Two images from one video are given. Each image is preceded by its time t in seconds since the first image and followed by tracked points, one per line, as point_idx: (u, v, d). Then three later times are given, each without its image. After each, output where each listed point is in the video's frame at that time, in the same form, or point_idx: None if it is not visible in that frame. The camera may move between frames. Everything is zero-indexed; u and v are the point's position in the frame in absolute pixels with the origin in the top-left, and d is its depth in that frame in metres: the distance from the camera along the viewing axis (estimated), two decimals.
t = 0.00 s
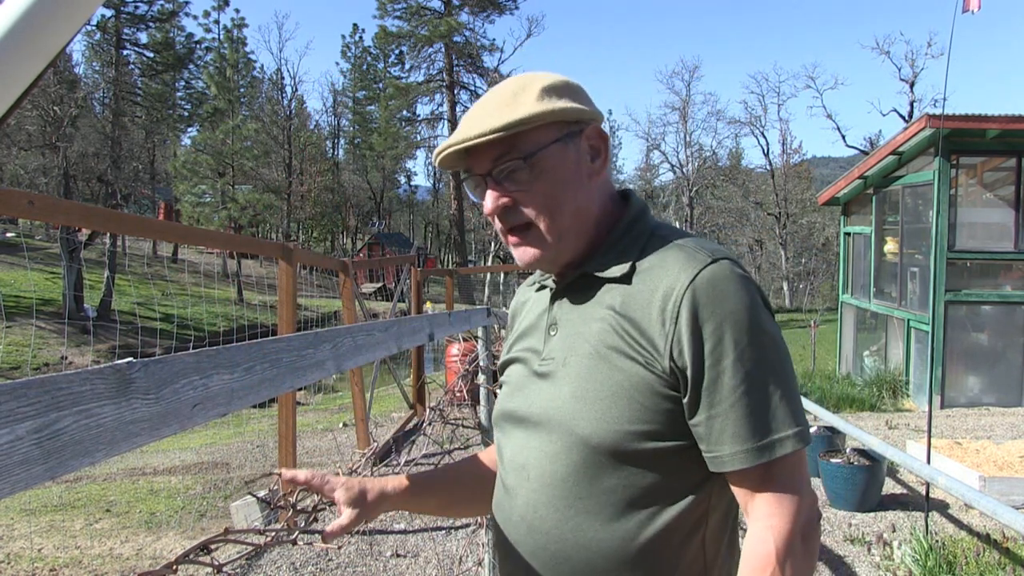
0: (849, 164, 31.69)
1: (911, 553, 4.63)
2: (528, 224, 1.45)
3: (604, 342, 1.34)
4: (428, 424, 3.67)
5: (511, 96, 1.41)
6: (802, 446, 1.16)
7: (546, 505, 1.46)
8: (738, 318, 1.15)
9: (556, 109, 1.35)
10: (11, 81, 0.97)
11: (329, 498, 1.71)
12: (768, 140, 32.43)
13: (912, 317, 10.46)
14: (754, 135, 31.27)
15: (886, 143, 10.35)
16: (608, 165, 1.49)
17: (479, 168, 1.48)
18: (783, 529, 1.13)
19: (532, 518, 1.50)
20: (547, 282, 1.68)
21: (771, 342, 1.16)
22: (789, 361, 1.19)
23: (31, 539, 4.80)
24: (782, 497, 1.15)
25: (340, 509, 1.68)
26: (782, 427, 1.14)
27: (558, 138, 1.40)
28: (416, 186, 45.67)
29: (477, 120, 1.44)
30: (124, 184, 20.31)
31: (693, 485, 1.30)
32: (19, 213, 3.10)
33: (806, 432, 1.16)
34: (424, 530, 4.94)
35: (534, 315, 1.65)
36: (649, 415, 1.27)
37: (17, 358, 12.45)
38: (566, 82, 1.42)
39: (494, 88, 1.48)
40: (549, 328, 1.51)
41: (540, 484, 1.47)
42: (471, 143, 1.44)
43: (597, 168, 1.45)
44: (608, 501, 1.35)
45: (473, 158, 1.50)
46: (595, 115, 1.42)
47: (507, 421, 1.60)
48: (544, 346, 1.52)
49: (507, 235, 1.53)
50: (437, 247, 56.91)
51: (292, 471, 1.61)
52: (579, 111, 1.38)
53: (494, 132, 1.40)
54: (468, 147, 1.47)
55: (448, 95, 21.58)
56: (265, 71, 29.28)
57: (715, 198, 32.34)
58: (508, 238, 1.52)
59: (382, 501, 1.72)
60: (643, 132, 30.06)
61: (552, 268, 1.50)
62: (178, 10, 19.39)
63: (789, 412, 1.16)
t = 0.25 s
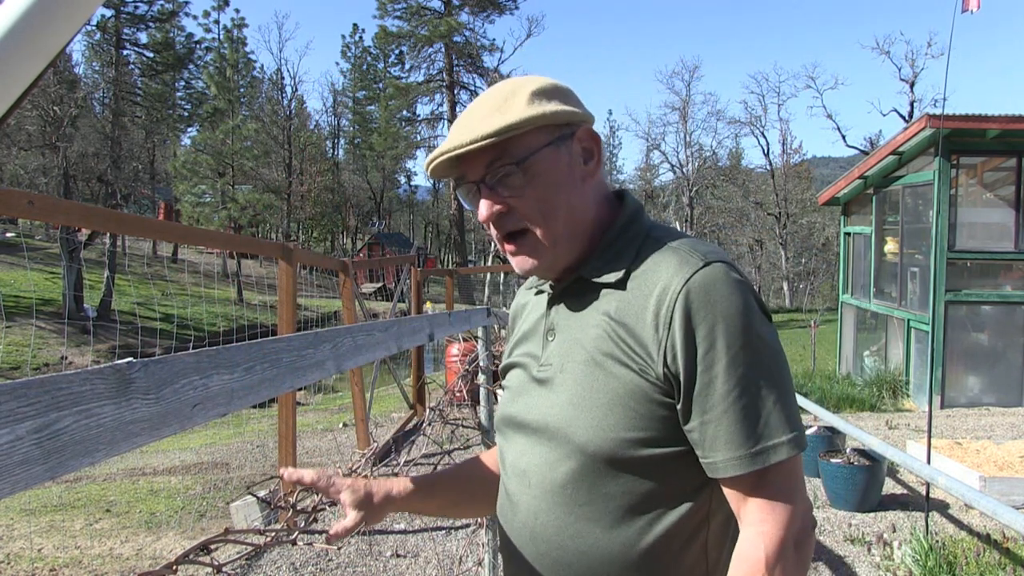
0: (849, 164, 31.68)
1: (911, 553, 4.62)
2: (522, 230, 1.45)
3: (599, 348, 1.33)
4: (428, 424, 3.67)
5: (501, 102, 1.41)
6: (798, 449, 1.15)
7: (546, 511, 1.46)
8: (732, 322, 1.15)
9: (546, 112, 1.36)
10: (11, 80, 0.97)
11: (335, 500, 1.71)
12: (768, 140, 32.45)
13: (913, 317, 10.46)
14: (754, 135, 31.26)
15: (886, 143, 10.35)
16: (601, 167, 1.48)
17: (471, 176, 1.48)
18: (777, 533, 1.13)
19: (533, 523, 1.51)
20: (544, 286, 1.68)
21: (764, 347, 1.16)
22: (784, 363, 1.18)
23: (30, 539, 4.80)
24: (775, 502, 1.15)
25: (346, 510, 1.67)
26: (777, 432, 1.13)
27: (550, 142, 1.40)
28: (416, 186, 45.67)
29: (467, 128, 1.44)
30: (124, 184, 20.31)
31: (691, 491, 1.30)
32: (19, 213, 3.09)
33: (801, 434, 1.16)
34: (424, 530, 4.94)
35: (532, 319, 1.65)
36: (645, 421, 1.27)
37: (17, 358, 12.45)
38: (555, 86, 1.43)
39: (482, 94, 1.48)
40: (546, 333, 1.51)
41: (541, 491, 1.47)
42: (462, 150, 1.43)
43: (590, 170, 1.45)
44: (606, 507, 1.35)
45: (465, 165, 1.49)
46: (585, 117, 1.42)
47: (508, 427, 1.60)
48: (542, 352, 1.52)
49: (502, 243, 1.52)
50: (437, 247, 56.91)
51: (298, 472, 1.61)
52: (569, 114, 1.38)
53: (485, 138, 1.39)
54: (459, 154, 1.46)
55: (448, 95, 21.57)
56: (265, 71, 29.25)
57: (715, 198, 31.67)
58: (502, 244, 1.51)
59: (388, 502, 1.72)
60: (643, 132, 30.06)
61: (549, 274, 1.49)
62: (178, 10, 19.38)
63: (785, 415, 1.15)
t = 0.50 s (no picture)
0: (849, 164, 31.69)
1: (911, 553, 4.62)
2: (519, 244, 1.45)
3: (606, 354, 1.33)
4: (428, 424, 3.67)
5: (492, 114, 1.39)
6: (803, 455, 1.15)
7: (556, 515, 1.46)
8: (740, 328, 1.14)
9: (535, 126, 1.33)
10: (11, 80, 0.97)
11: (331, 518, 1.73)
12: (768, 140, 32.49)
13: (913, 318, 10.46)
14: (754, 135, 31.27)
15: (886, 143, 10.35)
16: (599, 173, 1.46)
17: (467, 190, 1.47)
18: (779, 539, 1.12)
19: (542, 527, 1.51)
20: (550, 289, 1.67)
21: (770, 353, 1.15)
22: (790, 368, 1.18)
23: (30, 539, 4.80)
24: (782, 508, 1.15)
25: (341, 531, 1.69)
26: (784, 437, 1.13)
27: (542, 154, 1.37)
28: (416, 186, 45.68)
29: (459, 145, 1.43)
30: (124, 184, 20.31)
31: (696, 499, 1.30)
32: (19, 213, 3.09)
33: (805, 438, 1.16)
34: (424, 530, 4.94)
35: (538, 322, 1.65)
36: (653, 426, 1.27)
37: (16, 358, 12.45)
38: (548, 90, 1.39)
39: (477, 103, 1.47)
40: (553, 338, 1.51)
41: (549, 495, 1.47)
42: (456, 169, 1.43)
43: (588, 177, 1.42)
44: (615, 511, 1.35)
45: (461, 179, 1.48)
46: (579, 124, 1.38)
47: (515, 429, 1.60)
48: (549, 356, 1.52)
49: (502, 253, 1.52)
50: (437, 247, 56.93)
51: (293, 491, 1.63)
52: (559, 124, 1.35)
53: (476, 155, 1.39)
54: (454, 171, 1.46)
55: (448, 95, 21.58)
56: (265, 71, 29.23)
57: (715, 198, 32.10)
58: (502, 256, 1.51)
59: (384, 520, 1.74)
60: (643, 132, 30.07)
61: (550, 283, 1.50)
62: (178, 10, 19.39)
63: (792, 421, 1.15)
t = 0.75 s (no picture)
0: (849, 164, 31.69)
1: (911, 553, 4.62)
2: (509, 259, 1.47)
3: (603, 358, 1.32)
4: (428, 423, 3.66)
5: (472, 137, 1.39)
6: (791, 470, 1.12)
7: (556, 515, 1.47)
8: (735, 340, 1.11)
9: (496, 161, 1.32)
10: (10, 81, 0.97)
11: (350, 501, 1.77)
12: (768, 140, 32.53)
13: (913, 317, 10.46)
14: (754, 135, 31.30)
15: (886, 143, 10.35)
16: (591, 182, 1.40)
17: (461, 205, 1.49)
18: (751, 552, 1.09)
19: (543, 526, 1.52)
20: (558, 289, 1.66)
21: (764, 366, 1.12)
22: (786, 381, 1.15)
23: (30, 539, 4.80)
24: (759, 521, 1.11)
25: (356, 512, 1.72)
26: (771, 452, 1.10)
27: (516, 179, 1.35)
28: (416, 186, 45.69)
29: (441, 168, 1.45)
30: (124, 184, 20.30)
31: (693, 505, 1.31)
32: (19, 213, 3.10)
33: (795, 454, 1.13)
34: (424, 530, 4.94)
35: (548, 319, 1.65)
36: (648, 433, 1.26)
37: (17, 358, 12.45)
38: (524, 108, 1.33)
39: (471, 115, 1.45)
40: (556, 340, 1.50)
41: (550, 495, 1.48)
42: (438, 194, 1.45)
43: (569, 197, 1.37)
44: (612, 513, 1.35)
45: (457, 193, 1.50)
46: (554, 145, 1.33)
47: (519, 429, 1.60)
48: (551, 359, 1.52)
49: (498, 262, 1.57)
50: (437, 247, 56.91)
51: (312, 471, 1.67)
52: (526, 154, 1.31)
53: (452, 182, 1.39)
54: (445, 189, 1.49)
55: (448, 95, 21.60)
56: (265, 71, 29.21)
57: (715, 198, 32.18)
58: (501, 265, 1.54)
59: (400, 509, 1.75)
60: (643, 132, 30.07)
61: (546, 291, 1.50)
62: (178, 10, 19.39)
63: (784, 436, 1.12)
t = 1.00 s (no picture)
0: (849, 164, 31.71)
1: (911, 553, 4.62)
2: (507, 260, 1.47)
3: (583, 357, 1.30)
4: (428, 423, 3.66)
5: (469, 142, 1.38)
6: (714, 493, 1.07)
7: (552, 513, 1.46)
8: (686, 348, 1.10)
9: (492, 161, 1.31)
10: (11, 81, 0.97)
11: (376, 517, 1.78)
12: (768, 140, 32.57)
13: (913, 317, 10.46)
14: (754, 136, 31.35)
15: (886, 143, 10.35)
16: (587, 184, 1.39)
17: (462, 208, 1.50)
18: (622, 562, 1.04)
19: (539, 526, 1.52)
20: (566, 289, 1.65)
21: (722, 381, 1.09)
22: (743, 398, 1.11)
23: (31, 539, 4.80)
24: (646, 534, 1.06)
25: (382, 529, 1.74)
26: (687, 469, 1.06)
27: (514, 180, 1.35)
28: (416, 186, 45.69)
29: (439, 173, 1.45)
30: (124, 184, 20.31)
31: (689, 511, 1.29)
32: (19, 213, 3.10)
33: (722, 477, 1.07)
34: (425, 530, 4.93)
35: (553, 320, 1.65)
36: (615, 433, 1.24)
37: (16, 358, 12.45)
38: (519, 113, 1.32)
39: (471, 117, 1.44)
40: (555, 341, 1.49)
41: (545, 495, 1.48)
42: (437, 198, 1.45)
43: (565, 200, 1.37)
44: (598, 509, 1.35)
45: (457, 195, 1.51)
46: (549, 148, 1.32)
47: (523, 430, 1.61)
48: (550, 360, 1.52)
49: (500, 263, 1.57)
50: (437, 247, 56.91)
51: (335, 491, 1.72)
52: (522, 156, 1.31)
53: (449, 186, 1.39)
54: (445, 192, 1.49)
55: (448, 95, 21.62)
56: (265, 71, 29.21)
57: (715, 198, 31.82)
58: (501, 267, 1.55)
59: (425, 522, 1.75)
60: (643, 131, 30.08)
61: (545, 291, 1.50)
62: (178, 10, 19.39)
63: (712, 456, 1.07)
